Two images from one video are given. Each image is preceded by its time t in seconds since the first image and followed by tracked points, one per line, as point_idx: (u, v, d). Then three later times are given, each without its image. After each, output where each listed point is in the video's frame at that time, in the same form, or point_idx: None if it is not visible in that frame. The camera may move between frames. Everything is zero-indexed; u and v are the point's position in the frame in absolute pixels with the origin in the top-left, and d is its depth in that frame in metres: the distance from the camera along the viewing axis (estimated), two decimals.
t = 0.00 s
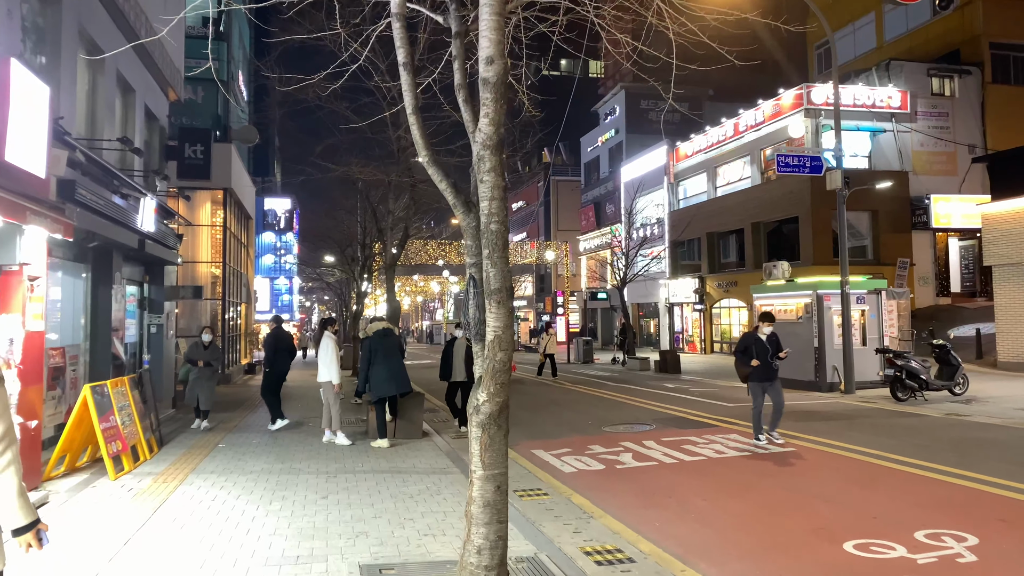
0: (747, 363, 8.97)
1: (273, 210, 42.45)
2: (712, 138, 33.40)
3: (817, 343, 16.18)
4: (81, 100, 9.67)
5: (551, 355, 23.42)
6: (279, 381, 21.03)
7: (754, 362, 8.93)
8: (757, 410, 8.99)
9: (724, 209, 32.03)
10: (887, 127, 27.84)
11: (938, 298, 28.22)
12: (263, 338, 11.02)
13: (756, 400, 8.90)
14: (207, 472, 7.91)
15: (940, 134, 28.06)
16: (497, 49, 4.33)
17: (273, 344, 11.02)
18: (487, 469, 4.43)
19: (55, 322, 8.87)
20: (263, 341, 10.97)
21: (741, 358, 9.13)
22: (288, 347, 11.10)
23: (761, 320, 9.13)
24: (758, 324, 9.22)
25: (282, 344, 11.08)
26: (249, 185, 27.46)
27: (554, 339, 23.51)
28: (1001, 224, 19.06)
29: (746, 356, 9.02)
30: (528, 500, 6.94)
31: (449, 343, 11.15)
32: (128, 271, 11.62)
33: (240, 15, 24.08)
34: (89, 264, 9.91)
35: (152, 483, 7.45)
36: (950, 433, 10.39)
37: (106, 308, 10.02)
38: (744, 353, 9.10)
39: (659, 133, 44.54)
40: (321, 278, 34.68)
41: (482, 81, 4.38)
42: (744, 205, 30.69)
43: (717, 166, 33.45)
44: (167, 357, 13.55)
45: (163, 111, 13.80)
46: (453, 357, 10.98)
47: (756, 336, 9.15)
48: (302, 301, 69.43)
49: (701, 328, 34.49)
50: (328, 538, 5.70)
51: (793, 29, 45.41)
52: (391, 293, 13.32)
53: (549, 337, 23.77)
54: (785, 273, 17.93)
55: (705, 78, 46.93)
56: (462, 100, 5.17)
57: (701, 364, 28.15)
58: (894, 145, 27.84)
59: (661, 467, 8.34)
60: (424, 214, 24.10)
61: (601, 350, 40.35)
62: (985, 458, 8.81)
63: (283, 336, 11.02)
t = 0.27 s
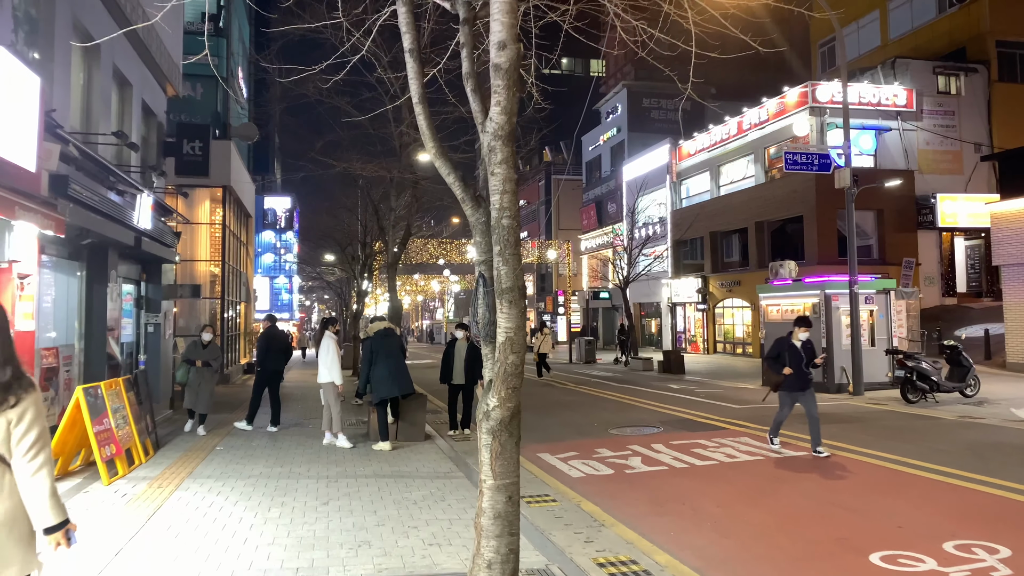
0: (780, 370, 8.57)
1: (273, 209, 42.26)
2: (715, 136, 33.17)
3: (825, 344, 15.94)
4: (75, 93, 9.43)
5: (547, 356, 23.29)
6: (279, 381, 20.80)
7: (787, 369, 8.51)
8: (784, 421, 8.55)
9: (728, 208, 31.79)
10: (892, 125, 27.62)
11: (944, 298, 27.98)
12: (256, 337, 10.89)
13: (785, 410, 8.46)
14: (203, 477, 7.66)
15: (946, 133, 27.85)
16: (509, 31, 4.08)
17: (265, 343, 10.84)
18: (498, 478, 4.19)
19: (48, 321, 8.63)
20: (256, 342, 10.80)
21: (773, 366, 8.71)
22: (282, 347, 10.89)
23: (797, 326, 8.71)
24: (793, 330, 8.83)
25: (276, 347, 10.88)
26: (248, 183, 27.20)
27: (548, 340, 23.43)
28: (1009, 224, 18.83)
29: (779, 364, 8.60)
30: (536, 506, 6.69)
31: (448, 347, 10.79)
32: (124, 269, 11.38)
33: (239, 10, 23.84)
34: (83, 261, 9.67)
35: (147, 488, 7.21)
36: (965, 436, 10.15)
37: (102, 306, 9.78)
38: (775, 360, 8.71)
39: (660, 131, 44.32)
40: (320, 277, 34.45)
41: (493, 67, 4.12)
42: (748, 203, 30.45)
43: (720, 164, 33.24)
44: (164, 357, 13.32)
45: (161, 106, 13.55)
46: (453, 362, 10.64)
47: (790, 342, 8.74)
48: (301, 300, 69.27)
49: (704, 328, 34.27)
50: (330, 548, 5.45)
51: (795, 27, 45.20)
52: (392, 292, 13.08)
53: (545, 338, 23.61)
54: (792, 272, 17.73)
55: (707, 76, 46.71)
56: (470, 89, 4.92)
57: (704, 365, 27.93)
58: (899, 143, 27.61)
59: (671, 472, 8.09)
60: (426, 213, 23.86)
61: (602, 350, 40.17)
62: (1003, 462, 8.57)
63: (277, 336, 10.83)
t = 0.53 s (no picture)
0: (816, 367, 7.80)
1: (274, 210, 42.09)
2: (719, 135, 32.92)
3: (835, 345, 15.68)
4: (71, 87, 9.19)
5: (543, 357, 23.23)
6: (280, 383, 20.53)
7: (823, 366, 7.73)
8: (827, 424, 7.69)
9: (732, 208, 31.53)
10: (899, 124, 27.43)
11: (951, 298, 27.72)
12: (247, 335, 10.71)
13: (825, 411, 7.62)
14: (203, 482, 7.41)
15: (952, 132, 27.60)
16: (527, 11, 3.83)
17: (256, 342, 10.62)
18: (514, 487, 3.94)
19: (42, 320, 8.38)
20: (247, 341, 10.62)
21: (809, 363, 7.94)
22: (273, 349, 10.66)
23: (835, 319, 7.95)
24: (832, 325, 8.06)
25: (266, 349, 10.60)
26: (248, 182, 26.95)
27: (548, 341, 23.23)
28: (1021, 222, 18.58)
29: (815, 360, 7.85)
30: (548, 514, 6.44)
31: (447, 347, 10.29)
32: (122, 268, 11.11)
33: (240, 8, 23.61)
34: (79, 260, 9.41)
35: (143, 494, 6.95)
36: (985, 439, 9.88)
37: (98, 306, 9.51)
38: (811, 356, 7.95)
39: (663, 131, 44.05)
40: (321, 277, 34.17)
41: (510, 51, 3.87)
42: (752, 203, 30.20)
43: (723, 164, 33.00)
44: (163, 358, 13.05)
45: (160, 103, 13.31)
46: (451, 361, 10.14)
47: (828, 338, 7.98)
48: (302, 301, 69.08)
49: (708, 329, 33.99)
50: (334, 558, 5.20)
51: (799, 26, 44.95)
52: (396, 293, 12.84)
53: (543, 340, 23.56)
54: (800, 272, 17.50)
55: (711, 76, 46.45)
56: (482, 75, 4.67)
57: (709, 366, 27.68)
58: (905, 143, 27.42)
59: (686, 477, 7.83)
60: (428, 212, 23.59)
61: (605, 351, 39.94)
62: None
63: (268, 337, 10.61)
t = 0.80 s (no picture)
0: (855, 380, 7.24)
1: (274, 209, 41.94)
2: (723, 133, 32.69)
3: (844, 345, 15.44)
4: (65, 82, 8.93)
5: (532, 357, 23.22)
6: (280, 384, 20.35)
7: (863, 377, 7.16)
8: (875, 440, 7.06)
9: (736, 206, 31.28)
10: (905, 122, 27.17)
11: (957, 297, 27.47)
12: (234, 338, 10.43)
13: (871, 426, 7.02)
14: (202, 488, 7.16)
15: (959, 130, 27.35)
16: None
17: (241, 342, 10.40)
18: (532, 502, 3.69)
19: (35, 321, 8.14)
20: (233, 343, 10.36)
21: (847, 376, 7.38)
22: (262, 346, 10.39)
23: (871, 325, 7.42)
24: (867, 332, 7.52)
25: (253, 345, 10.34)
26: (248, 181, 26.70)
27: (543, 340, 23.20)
28: None
29: (853, 372, 7.29)
30: (560, 522, 6.21)
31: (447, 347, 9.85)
32: (119, 268, 10.87)
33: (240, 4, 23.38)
34: (74, 259, 9.16)
35: (140, 502, 6.70)
36: (1003, 442, 9.64)
37: (94, 306, 9.29)
38: (848, 368, 7.39)
39: (666, 129, 43.80)
40: (322, 277, 33.90)
41: (528, 34, 3.63)
42: (756, 201, 29.95)
43: (727, 162, 32.77)
44: (162, 360, 12.81)
45: (157, 99, 13.07)
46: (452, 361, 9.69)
47: (865, 346, 7.42)
48: (302, 300, 68.93)
49: (711, 329, 33.76)
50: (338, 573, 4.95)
51: (802, 23, 44.65)
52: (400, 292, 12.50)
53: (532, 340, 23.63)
54: (808, 271, 17.26)
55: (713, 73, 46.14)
56: (493, 62, 4.42)
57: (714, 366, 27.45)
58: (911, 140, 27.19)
59: (700, 484, 7.57)
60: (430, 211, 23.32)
61: (607, 351, 39.72)
62: None
63: (257, 336, 10.34)
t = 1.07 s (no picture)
0: (897, 378, 6.84)
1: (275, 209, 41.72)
2: (726, 132, 32.44)
3: (853, 345, 15.16)
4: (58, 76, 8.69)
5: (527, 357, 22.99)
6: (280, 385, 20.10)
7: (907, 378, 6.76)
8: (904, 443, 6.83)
9: (740, 205, 31.00)
10: (911, 119, 26.94)
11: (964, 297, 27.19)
12: (223, 338, 10.31)
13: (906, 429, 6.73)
14: (197, 493, 6.91)
15: (965, 128, 27.09)
16: None
17: (232, 342, 10.27)
18: (546, 511, 3.44)
19: (25, 320, 7.89)
20: (223, 341, 10.18)
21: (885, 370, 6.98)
22: (252, 345, 10.24)
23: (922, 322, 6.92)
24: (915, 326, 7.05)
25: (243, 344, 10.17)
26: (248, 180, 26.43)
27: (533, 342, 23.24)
28: None
29: (896, 369, 6.88)
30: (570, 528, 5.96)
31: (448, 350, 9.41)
32: (114, 266, 10.61)
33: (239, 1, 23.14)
34: (67, 256, 8.91)
35: (132, 507, 6.45)
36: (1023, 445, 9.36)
37: (88, 304, 9.02)
38: (890, 364, 6.98)
39: (668, 128, 43.56)
40: (323, 277, 33.72)
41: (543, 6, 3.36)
42: (760, 200, 29.68)
43: (731, 161, 32.51)
44: (159, 360, 12.54)
45: (154, 94, 12.82)
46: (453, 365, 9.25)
47: (909, 343, 6.98)
48: (303, 301, 68.71)
49: (715, 329, 33.51)
50: None
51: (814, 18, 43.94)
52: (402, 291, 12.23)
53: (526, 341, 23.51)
54: (816, 270, 16.98)
55: (716, 72, 45.95)
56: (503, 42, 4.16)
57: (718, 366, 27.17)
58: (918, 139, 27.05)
59: (713, 488, 7.31)
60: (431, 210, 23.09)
61: (610, 351, 39.46)
62: None
63: (246, 335, 10.17)
